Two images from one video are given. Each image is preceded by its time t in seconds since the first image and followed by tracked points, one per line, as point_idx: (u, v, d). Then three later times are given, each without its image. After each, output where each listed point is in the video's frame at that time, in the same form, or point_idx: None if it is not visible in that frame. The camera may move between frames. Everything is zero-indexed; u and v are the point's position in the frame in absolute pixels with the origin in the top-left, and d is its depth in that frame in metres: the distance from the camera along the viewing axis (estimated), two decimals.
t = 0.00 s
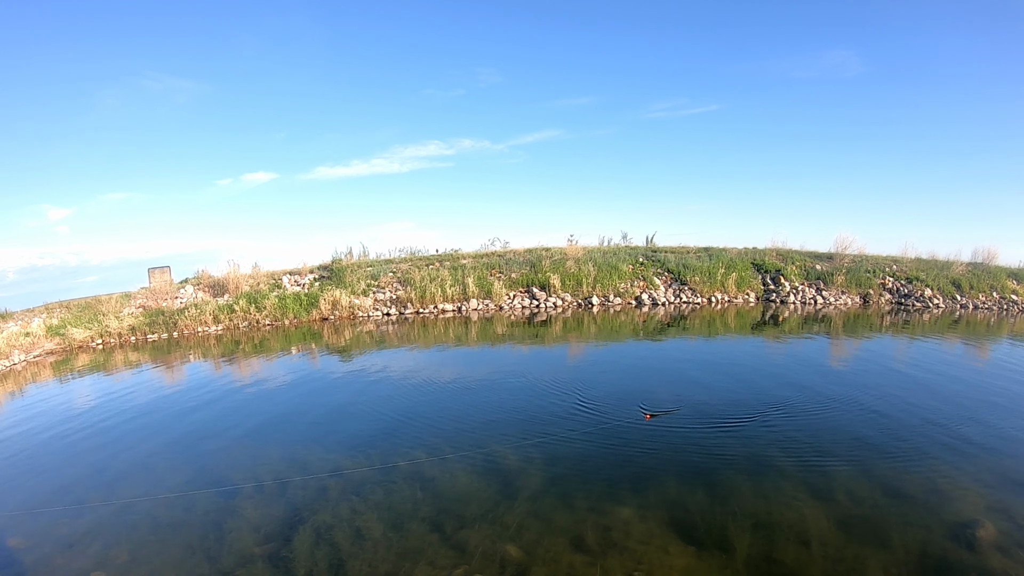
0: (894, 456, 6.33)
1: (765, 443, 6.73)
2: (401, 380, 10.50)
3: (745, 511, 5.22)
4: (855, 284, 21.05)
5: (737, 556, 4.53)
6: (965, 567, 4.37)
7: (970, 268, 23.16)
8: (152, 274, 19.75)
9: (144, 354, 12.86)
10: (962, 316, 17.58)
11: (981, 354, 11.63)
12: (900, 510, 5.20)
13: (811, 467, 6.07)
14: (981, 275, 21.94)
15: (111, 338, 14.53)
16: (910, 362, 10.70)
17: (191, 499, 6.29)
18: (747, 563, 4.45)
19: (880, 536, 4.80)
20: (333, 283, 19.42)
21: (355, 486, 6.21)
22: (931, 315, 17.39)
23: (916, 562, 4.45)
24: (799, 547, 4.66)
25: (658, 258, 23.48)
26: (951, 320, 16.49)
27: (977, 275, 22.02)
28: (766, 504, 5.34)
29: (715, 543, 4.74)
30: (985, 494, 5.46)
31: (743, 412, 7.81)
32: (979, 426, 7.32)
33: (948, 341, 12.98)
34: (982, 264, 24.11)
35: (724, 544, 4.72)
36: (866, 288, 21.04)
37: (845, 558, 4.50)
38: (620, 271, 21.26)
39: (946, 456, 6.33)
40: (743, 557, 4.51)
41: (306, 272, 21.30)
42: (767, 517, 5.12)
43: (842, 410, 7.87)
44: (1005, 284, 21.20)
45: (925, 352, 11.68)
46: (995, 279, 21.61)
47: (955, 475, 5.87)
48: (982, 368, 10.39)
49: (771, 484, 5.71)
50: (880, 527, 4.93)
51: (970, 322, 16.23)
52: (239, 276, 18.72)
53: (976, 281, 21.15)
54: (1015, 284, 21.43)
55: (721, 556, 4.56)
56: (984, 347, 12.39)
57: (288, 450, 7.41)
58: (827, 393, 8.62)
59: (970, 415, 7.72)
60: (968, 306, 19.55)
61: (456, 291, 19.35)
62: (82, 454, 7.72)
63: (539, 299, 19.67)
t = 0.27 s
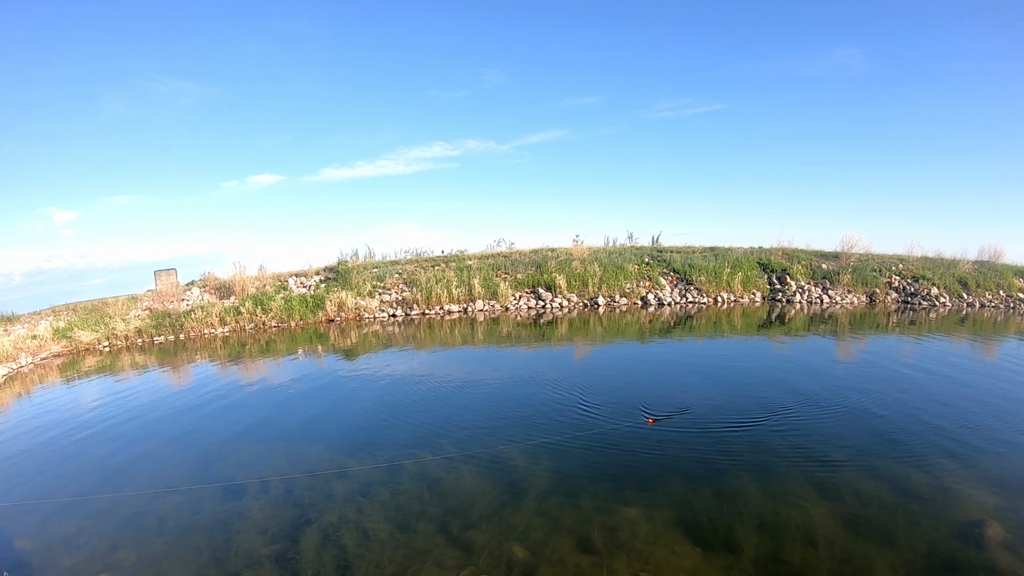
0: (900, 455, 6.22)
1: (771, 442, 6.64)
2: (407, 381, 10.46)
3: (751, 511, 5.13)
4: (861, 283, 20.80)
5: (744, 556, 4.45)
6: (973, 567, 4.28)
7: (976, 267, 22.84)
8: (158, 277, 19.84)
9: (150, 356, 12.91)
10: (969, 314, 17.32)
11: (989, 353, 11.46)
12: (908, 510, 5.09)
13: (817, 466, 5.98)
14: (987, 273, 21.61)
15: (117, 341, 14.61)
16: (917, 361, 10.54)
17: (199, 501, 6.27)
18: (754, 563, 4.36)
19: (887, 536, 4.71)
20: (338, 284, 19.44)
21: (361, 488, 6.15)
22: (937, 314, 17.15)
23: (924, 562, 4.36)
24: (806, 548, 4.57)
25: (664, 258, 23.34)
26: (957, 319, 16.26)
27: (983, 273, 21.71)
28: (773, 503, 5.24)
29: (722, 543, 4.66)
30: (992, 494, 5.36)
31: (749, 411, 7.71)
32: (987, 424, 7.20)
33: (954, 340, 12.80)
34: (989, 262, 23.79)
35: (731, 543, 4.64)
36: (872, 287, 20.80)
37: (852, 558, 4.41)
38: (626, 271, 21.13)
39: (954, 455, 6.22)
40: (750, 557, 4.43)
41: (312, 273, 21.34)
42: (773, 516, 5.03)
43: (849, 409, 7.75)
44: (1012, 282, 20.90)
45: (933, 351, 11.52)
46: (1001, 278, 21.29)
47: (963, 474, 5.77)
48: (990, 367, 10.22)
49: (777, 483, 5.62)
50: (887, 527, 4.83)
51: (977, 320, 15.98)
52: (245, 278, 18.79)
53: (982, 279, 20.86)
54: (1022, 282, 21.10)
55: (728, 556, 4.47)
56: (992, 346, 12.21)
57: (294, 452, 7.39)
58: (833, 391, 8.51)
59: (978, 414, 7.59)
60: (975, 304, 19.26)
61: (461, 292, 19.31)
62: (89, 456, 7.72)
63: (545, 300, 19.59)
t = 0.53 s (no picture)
0: (906, 454, 6.14)
1: (776, 442, 6.56)
2: (411, 382, 10.44)
3: (758, 511, 5.05)
4: (866, 283, 20.60)
5: (751, 557, 4.38)
6: (980, 567, 4.20)
7: (981, 265, 22.58)
8: (163, 279, 19.92)
9: (156, 359, 12.96)
10: (975, 313, 17.11)
11: (995, 352, 11.31)
12: (915, 509, 5.00)
13: (823, 466, 5.90)
14: (992, 272, 21.35)
15: (123, 343, 14.68)
16: (923, 360, 10.41)
17: (205, 502, 6.25)
18: (761, 564, 4.29)
19: (894, 535, 4.63)
20: (343, 286, 19.45)
21: (367, 490, 6.11)
22: (943, 314, 16.96)
23: (930, 562, 4.28)
24: (812, 548, 4.50)
25: (669, 258, 23.22)
26: (963, 318, 16.05)
27: (989, 272, 21.47)
28: (779, 503, 5.17)
29: (729, 543, 4.59)
30: (1000, 493, 5.27)
31: (754, 411, 7.64)
32: (994, 423, 7.09)
33: (960, 338, 12.65)
34: (995, 260, 23.52)
35: (738, 544, 4.57)
36: (877, 286, 20.60)
37: (858, 558, 4.34)
38: (631, 272, 21.04)
39: (960, 454, 6.13)
40: (757, 558, 4.36)
41: (318, 275, 21.38)
42: (780, 517, 4.95)
43: (854, 408, 7.65)
44: (1018, 280, 20.62)
45: (940, 350, 11.39)
46: (1007, 276, 21.03)
47: (970, 474, 5.68)
48: (998, 366, 10.08)
49: (784, 483, 5.54)
50: (893, 526, 4.75)
51: (984, 319, 15.79)
52: (251, 280, 18.84)
53: (988, 278, 20.63)
54: None
55: (734, 556, 4.41)
56: (998, 344, 12.05)
57: (300, 453, 7.37)
58: (839, 391, 8.41)
59: (985, 413, 7.49)
60: (981, 303, 19.03)
61: (467, 293, 19.28)
62: (96, 458, 7.73)
63: (550, 301, 19.53)
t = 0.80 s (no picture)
0: (911, 454, 6.06)
1: (781, 442, 6.50)
2: (415, 383, 10.41)
3: (763, 511, 4.99)
4: (871, 282, 20.45)
5: (756, 558, 4.32)
6: (986, 567, 4.13)
7: (985, 265, 22.38)
8: (168, 280, 20.00)
9: (160, 360, 13.00)
10: (980, 312, 16.96)
11: (1000, 351, 11.18)
12: (921, 509, 4.93)
13: (827, 465, 5.84)
14: (996, 271, 21.16)
15: (127, 344, 14.75)
16: (929, 360, 10.32)
17: (210, 503, 6.24)
18: (765, 564, 4.24)
19: (899, 535, 4.56)
20: (347, 287, 19.47)
21: (372, 490, 6.07)
22: (947, 313, 16.79)
23: (936, 562, 4.21)
24: (817, 548, 4.43)
25: (673, 258, 23.13)
26: (969, 317, 15.87)
27: (994, 271, 21.28)
28: (785, 503, 5.10)
29: (734, 543, 4.53)
30: (1005, 493, 5.20)
31: (758, 411, 7.57)
32: (1000, 423, 7.00)
33: (965, 337, 12.52)
34: (1000, 259, 23.31)
35: (743, 544, 4.51)
36: (881, 285, 20.44)
37: (864, 558, 4.27)
38: (635, 272, 20.96)
39: (965, 454, 6.05)
40: (762, 559, 4.30)
41: (322, 276, 21.42)
42: (785, 517, 4.89)
43: (859, 408, 7.58)
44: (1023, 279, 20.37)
45: (945, 349, 11.28)
46: (1012, 275, 20.84)
47: (975, 473, 5.61)
48: (1004, 365, 9.97)
49: (788, 483, 5.48)
50: (898, 526, 4.69)
51: (989, 318, 15.65)
52: (255, 281, 18.89)
53: (993, 277, 20.46)
54: None
55: (739, 557, 4.35)
56: (1003, 344, 11.92)
57: (304, 454, 7.35)
58: (843, 391, 8.33)
59: (990, 412, 7.40)
60: (986, 302, 18.85)
61: (471, 294, 19.26)
62: (101, 459, 7.74)
63: (555, 301, 19.49)
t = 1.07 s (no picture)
0: (914, 454, 6.03)
1: (783, 442, 6.47)
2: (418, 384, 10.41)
3: (765, 512, 4.96)
4: (873, 283, 20.37)
5: (759, 559, 4.29)
6: (991, 568, 4.10)
7: (988, 265, 22.27)
8: (171, 281, 20.04)
9: (163, 361, 13.02)
10: (982, 313, 16.88)
11: (1004, 351, 11.12)
12: (923, 510, 4.90)
13: (830, 466, 5.80)
14: (1000, 272, 21.06)
15: (130, 345, 14.78)
16: (931, 360, 10.27)
17: (212, 504, 6.23)
18: (769, 566, 4.21)
19: (902, 536, 4.53)
20: (349, 288, 19.48)
21: (374, 491, 6.06)
22: (950, 313, 16.71)
23: (939, 563, 4.18)
24: (821, 549, 4.40)
25: (674, 259, 23.08)
26: (971, 318, 15.79)
27: (996, 271, 21.18)
28: (787, 504, 5.07)
29: (736, 544, 4.50)
30: (1009, 494, 5.16)
31: (761, 412, 7.53)
32: (1003, 423, 6.95)
33: (967, 338, 12.46)
34: (1002, 259, 23.20)
35: (746, 545, 4.48)
36: (884, 286, 20.36)
37: (868, 560, 4.24)
38: (637, 272, 20.93)
39: (969, 455, 6.01)
40: (765, 560, 4.27)
41: (324, 277, 21.43)
42: (787, 517, 4.86)
43: (861, 408, 7.54)
44: None
45: (948, 350, 11.22)
46: (1015, 275, 20.73)
47: (979, 474, 5.57)
48: (1007, 365, 9.91)
49: (791, 484, 5.45)
50: (902, 527, 4.65)
51: (991, 319, 15.58)
52: (257, 282, 18.92)
53: (995, 277, 20.36)
54: None
55: (742, 558, 4.32)
56: (1006, 344, 11.85)
57: (307, 455, 7.35)
58: (846, 391, 8.29)
59: (994, 412, 7.35)
60: (988, 302, 18.76)
61: (472, 295, 19.24)
62: (104, 460, 7.75)
63: (556, 302, 19.46)
